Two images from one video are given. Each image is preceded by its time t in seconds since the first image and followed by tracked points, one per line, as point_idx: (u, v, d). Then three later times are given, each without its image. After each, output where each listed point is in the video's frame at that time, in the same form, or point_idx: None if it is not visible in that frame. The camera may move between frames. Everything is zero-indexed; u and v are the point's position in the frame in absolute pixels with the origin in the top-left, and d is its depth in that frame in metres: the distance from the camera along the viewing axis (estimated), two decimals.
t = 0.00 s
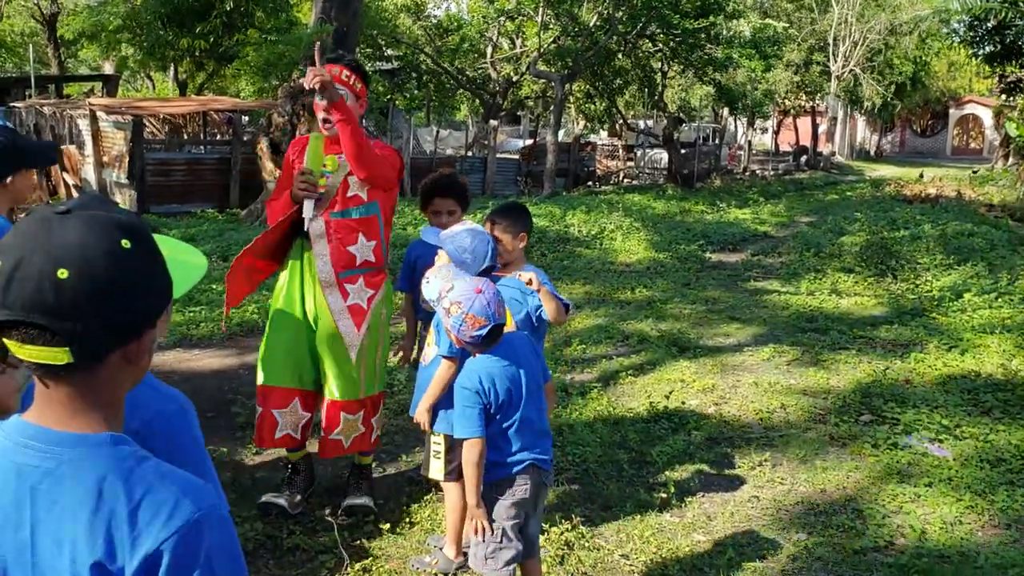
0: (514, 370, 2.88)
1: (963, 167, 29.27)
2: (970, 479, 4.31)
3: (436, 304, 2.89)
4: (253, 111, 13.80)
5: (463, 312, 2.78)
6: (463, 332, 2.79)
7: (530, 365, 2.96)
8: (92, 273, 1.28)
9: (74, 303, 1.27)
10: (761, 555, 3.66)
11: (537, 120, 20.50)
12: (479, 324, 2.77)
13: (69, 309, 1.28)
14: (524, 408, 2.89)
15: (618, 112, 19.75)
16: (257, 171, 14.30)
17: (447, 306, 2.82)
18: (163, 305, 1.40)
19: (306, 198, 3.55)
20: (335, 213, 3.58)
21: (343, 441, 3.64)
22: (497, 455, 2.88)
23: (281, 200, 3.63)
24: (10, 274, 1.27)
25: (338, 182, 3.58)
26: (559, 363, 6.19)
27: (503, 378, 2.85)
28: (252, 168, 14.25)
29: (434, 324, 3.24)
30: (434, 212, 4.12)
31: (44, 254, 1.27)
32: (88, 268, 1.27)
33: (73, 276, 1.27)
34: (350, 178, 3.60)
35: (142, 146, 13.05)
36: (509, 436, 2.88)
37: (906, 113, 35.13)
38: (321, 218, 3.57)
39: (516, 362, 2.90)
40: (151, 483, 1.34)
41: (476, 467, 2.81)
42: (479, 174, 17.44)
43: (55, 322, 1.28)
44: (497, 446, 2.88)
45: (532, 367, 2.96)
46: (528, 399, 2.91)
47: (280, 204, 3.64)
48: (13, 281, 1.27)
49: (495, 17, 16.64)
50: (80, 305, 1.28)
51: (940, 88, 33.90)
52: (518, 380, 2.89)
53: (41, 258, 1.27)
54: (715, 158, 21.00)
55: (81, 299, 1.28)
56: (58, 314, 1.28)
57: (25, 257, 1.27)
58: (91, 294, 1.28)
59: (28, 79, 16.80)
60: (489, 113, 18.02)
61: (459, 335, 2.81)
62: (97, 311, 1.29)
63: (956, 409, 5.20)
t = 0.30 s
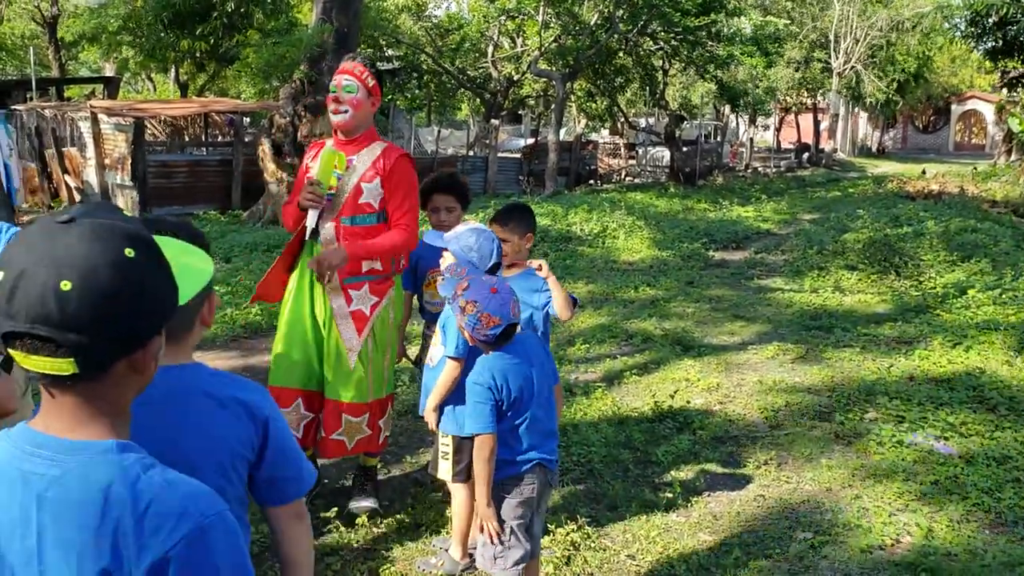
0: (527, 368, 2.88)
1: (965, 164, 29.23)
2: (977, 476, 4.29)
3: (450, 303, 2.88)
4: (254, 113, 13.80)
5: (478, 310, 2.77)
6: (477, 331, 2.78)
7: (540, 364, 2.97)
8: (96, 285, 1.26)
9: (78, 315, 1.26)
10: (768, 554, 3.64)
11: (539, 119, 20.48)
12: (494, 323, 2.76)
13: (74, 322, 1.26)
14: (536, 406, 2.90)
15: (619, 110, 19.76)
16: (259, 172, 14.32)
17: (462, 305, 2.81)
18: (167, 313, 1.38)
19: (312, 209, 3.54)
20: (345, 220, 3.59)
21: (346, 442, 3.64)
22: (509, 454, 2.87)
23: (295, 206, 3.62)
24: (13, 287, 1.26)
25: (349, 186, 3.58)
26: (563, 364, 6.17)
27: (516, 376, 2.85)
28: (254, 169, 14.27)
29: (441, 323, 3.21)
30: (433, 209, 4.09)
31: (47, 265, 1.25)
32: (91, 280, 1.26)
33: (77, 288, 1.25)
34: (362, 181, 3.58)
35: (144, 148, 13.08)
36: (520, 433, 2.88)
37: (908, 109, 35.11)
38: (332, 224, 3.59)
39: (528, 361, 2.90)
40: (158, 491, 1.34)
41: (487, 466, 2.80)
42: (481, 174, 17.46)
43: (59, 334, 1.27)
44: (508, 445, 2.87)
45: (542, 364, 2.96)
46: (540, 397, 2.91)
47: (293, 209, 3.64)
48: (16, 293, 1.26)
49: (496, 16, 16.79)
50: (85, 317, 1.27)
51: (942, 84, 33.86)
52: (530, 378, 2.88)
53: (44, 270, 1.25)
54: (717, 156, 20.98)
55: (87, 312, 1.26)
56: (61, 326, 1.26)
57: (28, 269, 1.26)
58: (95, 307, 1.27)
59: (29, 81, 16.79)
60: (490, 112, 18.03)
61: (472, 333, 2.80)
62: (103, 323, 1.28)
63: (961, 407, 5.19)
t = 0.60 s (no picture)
0: (541, 365, 2.90)
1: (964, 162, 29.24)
2: (977, 476, 4.30)
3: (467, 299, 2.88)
4: (254, 115, 13.84)
5: (498, 308, 2.79)
6: (496, 328, 2.80)
7: (553, 362, 2.99)
8: (103, 298, 1.28)
9: (84, 327, 1.28)
10: (769, 554, 3.66)
11: (539, 119, 20.50)
12: (513, 321, 2.79)
13: (79, 333, 1.28)
14: (548, 403, 2.91)
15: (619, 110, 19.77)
16: (260, 174, 14.35)
17: (482, 301, 2.82)
18: (175, 324, 1.40)
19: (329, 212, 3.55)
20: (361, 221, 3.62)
21: (348, 442, 3.65)
22: (519, 448, 2.88)
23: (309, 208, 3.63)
24: (22, 296, 1.28)
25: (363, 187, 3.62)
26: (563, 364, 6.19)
27: (530, 372, 2.86)
28: (255, 171, 14.30)
29: (448, 323, 3.23)
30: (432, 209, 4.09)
31: (55, 277, 1.27)
32: (98, 293, 1.28)
33: (83, 302, 1.27)
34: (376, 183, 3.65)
35: (144, 150, 13.12)
36: (530, 428, 2.89)
37: (909, 108, 35.12)
38: (349, 226, 3.60)
39: (543, 358, 2.91)
40: (160, 499, 1.35)
41: (498, 459, 2.81)
42: (482, 174, 17.52)
43: (63, 346, 1.29)
44: (519, 439, 2.88)
45: (555, 362, 2.98)
46: (552, 394, 2.93)
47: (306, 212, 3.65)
48: (24, 303, 1.28)
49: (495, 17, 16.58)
50: (91, 330, 1.29)
51: (942, 82, 33.87)
52: (544, 375, 2.90)
53: (51, 282, 1.27)
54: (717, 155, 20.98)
55: (92, 325, 1.28)
56: (67, 337, 1.28)
57: (35, 280, 1.28)
58: (101, 321, 1.29)
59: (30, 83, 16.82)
60: (490, 112, 18.05)
61: (491, 330, 2.82)
62: (110, 336, 1.30)
63: (961, 406, 5.20)
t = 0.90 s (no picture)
0: (547, 360, 2.91)
1: (964, 160, 29.22)
2: (977, 475, 4.31)
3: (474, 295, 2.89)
4: (254, 117, 13.86)
5: (506, 303, 2.79)
6: (505, 323, 2.81)
7: (559, 358, 3.00)
8: (115, 302, 1.29)
9: (97, 331, 1.29)
10: (769, 554, 3.66)
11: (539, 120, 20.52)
12: (521, 316, 2.81)
13: (92, 336, 1.29)
14: (554, 398, 2.92)
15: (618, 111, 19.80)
16: (260, 176, 14.35)
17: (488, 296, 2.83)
18: (187, 328, 1.41)
19: (342, 217, 3.56)
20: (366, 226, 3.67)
21: (361, 448, 3.65)
22: (525, 442, 2.89)
23: (315, 215, 3.63)
24: (37, 297, 1.30)
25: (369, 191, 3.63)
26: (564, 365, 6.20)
27: (536, 367, 2.87)
28: (255, 173, 14.30)
29: (447, 321, 3.23)
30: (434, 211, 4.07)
31: (69, 280, 1.29)
32: (110, 296, 1.29)
33: (96, 305, 1.28)
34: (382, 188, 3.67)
35: (144, 153, 13.14)
36: (536, 423, 2.90)
37: (909, 107, 35.12)
38: (356, 229, 3.62)
39: (549, 354, 2.92)
40: (172, 501, 1.36)
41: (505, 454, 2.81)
42: (482, 176, 17.56)
43: (77, 348, 1.30)
44: (525, 433, 2.89)
45: (560, 357, 2.99)
46: (559, 389, 2.94)
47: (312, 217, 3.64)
48: (38, 306, 1.30)
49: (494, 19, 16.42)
50: (104, 333, 1.30)
51: (942, 81, 33.88)
52: (550, 370, 2.91)
53: (66, 285, 1.29)
54: (717, 155, 21.00)
55: (105, 328, 1.29)
56: (79, 340, 1.29)
57: (50, 282, 1.29)
58: (114, 323, 1.30)
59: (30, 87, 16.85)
60: (490, 113, 18.05)
61: (499, 325, 2.83)
62: (121, 341, 1.31)
63: (961, 405, 5.20)
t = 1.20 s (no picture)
0: (546, 360, 2.92)
1: (964, 158, 29.23)
2: (977, 472, 4.31)
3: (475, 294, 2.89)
4: (254, 117, 13.86)
5: (506, 301, 2.81)
6: (505, 322, 2.81)
7: (557, 359, 3.01)
8: (119, 299, 1.30)
9: (101, 329, 1.30)
10: (770, 552, 3.66)
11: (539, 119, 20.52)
12: (521, 315, 2.81)
13: (97, 334, 1.30)
14: (553, 398, 2.93)
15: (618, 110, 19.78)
16: (260, 177, 14.35)
17: (490, 295, 2.84)
18: (191, 326, 1.41)
19: (342, 220, 3.55)
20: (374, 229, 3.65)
21: (368, 450, 3.65)
22: (525, 443, 2.89)
23: (314, 216, 3.62)
24: (42, 296, 1.31)
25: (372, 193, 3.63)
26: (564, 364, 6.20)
27: (537, 367, 2.88)
28: (255, 174, 14.31)
29: (439, 324, 3.23)
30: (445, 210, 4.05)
31: (73, 279, 1.30)
32: (113, 293, 1.30)
33: (103, 302, 1.29)
34: (385, 190, 3.66)
35: (145, 154, 13.15)
36: (537, 424, 2.90)
37: (909, 105, 35.11)
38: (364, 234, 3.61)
39: (548, 354, 2.93)
40: (179, 498, 1.37)
41: (506, 454, 2.80)
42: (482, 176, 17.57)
43: (82, 346, 1.31)
44: (525, 434, 2.89)
45: (559, 359, 2.99)
46: (557, 390, 2.95)
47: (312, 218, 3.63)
48: (43, 304, 1.31)
49: (494, 19, 16.48)
50: (108, 331, 1.31)
51: (942, 79, 33.85)
52: (549, 370, 2.92)
53: (72, 282, 1.29)
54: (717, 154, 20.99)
55: (108, 325, 1.30)
56: (84, 339, 1.30)
57: (55, 280, 1.30)
58: (117, 321, 1.30)
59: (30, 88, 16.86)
60: (490, 112, 18.03)
61: (500, 324, 2.83)
62: (125, 337, 1.32)
63: (962, 402, 5.20)
